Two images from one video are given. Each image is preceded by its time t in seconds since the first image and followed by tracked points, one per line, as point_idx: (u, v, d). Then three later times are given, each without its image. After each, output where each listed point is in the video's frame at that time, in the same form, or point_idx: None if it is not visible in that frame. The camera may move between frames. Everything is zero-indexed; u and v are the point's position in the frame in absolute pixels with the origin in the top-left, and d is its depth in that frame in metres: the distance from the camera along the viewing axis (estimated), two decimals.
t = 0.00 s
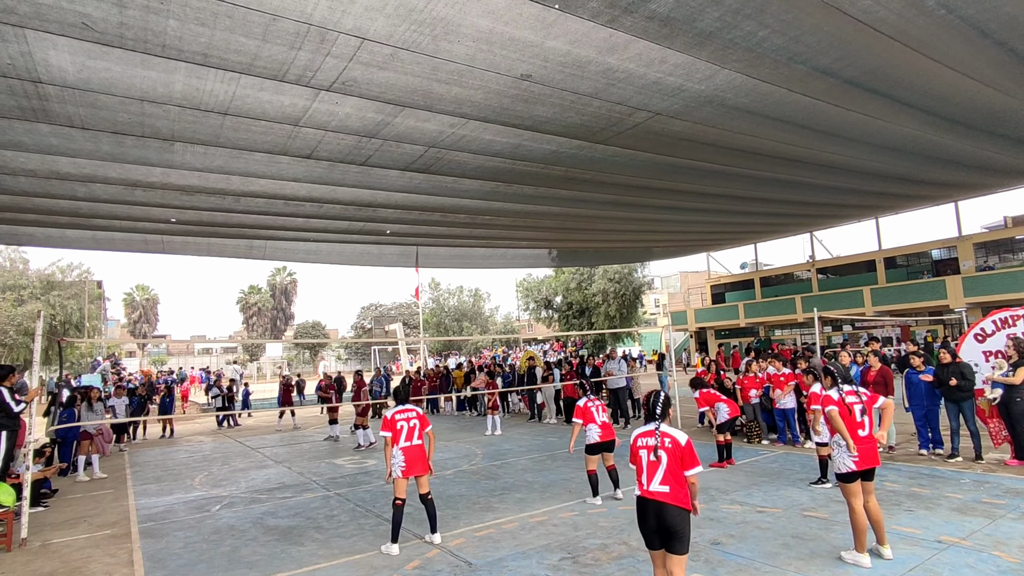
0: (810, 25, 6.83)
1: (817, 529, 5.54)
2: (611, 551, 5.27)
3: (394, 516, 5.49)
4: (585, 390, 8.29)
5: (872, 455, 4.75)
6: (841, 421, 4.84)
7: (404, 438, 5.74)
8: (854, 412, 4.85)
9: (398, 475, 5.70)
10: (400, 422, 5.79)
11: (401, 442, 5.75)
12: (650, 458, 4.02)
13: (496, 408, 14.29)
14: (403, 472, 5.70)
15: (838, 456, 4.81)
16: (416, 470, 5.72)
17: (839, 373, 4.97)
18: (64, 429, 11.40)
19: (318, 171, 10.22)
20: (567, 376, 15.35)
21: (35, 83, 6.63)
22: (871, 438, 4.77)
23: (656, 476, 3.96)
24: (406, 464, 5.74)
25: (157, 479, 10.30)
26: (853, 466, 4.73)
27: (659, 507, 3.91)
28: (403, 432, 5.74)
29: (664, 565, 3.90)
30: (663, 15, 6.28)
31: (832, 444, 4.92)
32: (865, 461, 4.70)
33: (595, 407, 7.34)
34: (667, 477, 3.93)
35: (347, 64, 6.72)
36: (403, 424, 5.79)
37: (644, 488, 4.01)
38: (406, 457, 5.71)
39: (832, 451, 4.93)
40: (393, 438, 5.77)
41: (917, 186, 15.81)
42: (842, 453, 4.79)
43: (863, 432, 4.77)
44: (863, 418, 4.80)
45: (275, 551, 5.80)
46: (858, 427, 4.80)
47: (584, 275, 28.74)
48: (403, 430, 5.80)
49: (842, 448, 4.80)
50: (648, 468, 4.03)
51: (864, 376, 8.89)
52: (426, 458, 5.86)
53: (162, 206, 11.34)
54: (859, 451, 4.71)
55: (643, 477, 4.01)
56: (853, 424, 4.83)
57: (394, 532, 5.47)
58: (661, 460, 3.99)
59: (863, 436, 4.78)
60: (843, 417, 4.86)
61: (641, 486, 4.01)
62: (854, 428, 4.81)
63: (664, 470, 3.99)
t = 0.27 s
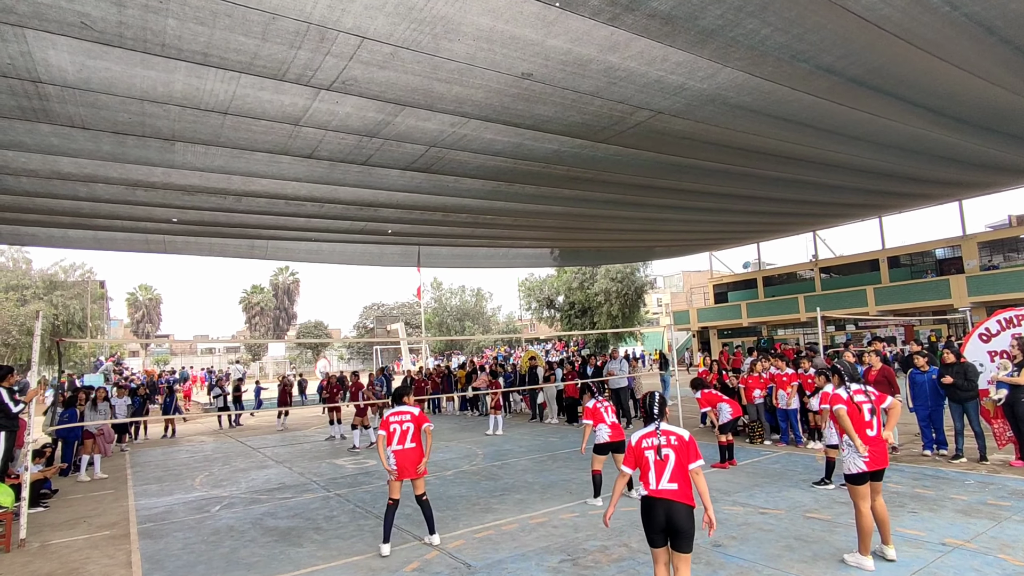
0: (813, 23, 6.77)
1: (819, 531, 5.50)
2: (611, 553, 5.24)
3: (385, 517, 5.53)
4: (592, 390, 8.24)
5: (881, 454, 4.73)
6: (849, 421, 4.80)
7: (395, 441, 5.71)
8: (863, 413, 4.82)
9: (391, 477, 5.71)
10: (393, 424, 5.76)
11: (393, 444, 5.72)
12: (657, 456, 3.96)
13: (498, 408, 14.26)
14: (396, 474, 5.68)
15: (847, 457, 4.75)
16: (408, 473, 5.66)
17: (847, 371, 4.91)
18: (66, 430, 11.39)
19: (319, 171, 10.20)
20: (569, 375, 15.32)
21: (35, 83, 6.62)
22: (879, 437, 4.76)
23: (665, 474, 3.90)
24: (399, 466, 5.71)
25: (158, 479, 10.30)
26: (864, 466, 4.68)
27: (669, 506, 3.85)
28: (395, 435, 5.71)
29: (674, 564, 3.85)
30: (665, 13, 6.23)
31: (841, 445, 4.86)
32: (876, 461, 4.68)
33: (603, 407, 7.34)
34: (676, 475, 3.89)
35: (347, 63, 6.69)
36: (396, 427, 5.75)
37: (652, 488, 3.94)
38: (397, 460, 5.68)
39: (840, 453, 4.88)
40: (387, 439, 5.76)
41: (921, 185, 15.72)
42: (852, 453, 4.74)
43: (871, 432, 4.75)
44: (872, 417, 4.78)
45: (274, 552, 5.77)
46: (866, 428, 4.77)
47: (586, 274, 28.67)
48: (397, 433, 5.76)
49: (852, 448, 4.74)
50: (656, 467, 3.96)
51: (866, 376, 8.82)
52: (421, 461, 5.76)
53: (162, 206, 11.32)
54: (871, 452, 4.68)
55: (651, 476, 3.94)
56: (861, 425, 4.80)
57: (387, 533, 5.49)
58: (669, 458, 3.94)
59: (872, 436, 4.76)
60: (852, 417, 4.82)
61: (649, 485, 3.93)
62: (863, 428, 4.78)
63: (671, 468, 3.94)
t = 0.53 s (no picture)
0: (812, 21, 6.74)
1: (818, 532, 5.47)
2: (608, 554, 5.21)
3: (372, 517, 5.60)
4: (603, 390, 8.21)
5: (896, 454, 4.64)
6: (860, 421, 4.73)
7: (377, 444, 5.65)
8: (874, 413, 4.75)
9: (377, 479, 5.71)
10: (375, 427, 5.71)
11: (375, 447, 5.68)
12: (662, 456, 3.93)
13: (497, 407, 14.22)
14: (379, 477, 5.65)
15: (860, 458, 4.67)
16: (388, 477, 5.60)
17: (858, 371, 4.87)
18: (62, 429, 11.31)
19: (317, 169, 10.17)
20: (568, 375, 15.29)
21: (31, 82, 6.59)
22: (892, 437, 4.68)
23: (670, 473, 3.89)
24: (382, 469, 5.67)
25: (155, 479, 10.27)
26: (878, 466, 4.59)
27: (675, 505, 3.85)
28: (376, 438, 5.67)
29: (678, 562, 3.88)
30: (663, 11, 6.19)
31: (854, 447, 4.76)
32: (889, 461, 4.58)
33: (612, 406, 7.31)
34: (681, 474, 3.89)
35: (344, 61, 6.66)
36: (378, 430, 5.69)
37: (655, 487, 3.93)
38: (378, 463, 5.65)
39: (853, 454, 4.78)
40: (370, 441, 5.73)
41: (921, 184, 15.69)
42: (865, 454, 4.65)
43: (884, 431, 4.67)
44: (883, 417, 4.71)
45: (270, 553, 5.75)
46: (878, 428, 4.69)
47: (586, 274, 28.63)
48: (379, 436, 5.70)
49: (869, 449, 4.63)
50: (660, 467, 3.92)
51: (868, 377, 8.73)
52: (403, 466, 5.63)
53: (160, 205, 11.29)
54: (882, 452, 4.58)
55: (656, 476, 3.91)
56: (873, 426, 4.72)
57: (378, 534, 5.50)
58: (673, 456, 3.93)
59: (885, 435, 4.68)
60: (864, 418, 4.75)
61: (654, 486, 3.90)
62: (874, 428, 4.70)
63: (674, 466, 3.93)
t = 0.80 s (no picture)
0: (811, 20, 6.72)
1: (815, 532, 5.46)
2: (605, 554, 5.20)
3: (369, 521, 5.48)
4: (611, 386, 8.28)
5: (911, 451, 4.58)
6: (878, 416, 4.66)
7: (374, 447, 5.58)
8: (892, 410, 4.69)
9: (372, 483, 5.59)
10: (372, 429, 5.64)
11: (371, 450, 5.59)
12: (681, 454, 3.90)
13: (495, 406, 14.20)
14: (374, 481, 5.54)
15: (875, 454, 4.62)
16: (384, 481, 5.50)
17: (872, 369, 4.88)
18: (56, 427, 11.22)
19: (314, 168, 10.13)
20: (566, 374, 15.28)
21: (26, 78, 6.55)
22: (907, 435, 4.62)
23: (689, 472, 3.86)
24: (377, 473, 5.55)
25: (152, 477, 10.25)
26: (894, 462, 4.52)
27: (694, 504, 3.80)
28: (373, 440, 5.59)
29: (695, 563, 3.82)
30: (661, 9, 6.17)
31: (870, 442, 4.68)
32: (906, 458, 4.52)
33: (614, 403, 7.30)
34: (699, 472, 3.88)
35: (341, 59, 6.63)
36: (375, 432, 5.63)
37: (674, 485, 3.87)
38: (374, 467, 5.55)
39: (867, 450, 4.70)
40: (366, 444, 5.64)
41: (919, 184, 15.69)
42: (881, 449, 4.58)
43: (901, 428, 4.61)
44: (901, 414, 4.66)
45: (265, 552, 5.73)
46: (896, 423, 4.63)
47: (584, 273, 28.63)
48: (376, 438, 5.64)
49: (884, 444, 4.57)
50: (679, 465, 3.88)
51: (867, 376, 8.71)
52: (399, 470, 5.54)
53: (157, 203, 11.26)
54: (900, 449, 4.52)
55: (675, 474, 3.86)
56: (890, 422, 4.65)
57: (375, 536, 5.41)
58: (690, 455, 3.91)
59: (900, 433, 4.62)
60: (882, 413, 4.67)
61: (672, 484, 3.85)
62: (891, 424, 4.63)
63: (692, 465, 3.90)
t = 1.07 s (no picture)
0: (809, 19, 6.72)
1: (813, 531, 5.47)
2: (603, 553, 5.20)
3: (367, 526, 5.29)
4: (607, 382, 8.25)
5: (914, 455, 4.58)
6: (883, 419, 4.67)
7: (379, 449, 5.38)
8: (897, 413, 4.71)
9: (372, 487, 5.38)
10: (377, 429, 5.44)
11: (375, 452, 5.38)
12: (701, 455, 3.86)
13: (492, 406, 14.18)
14: (376, 484, 5.33)
15: (881, 456, 4.61)
16: (389, 483, 5.34)
17: (878, 370, 4.91)
18: (50, 426, 11.15)
19: (312, 166, 10.10)
20: (564, 373, 15.29)
21: (23, 75, 6.52)
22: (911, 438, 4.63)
23: (710, 473, 3.82)
24: (379, 476, 5.35)
25: (149, 476, 10.22)
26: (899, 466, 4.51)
27: (717, 505, 3.75)
28: (379, 442, 5.40)
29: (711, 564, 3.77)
30: (660, 7, 6.16)
31: (875, 443, 4.68)
32: (910, 463, 4.53)
33: (611, 400, 7.35)
34: (718, 473, 3.86)
35: (339, 57, 6.61)
36: (379, 432, 5.43)
37: (695, 486, 3.80)
38: (378, 469, 5.35)
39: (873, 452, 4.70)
40: (369, 445, 5.42)
41: (916, 184, 15.72)
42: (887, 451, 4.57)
43: (904, 430, 4.63)
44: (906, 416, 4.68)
45: (262, 551, 5.72)
46: (900, 427, 4.64)
47: (582, 272, 28.64)
48: (380, 439, 5.45)
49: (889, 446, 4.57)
50: (699, 465, 3.83)
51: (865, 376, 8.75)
52: (402, 472, 5.42)
53: (153, 201, 11.21)
54: (905, 452, 4.53)
55: (697, 475, 3.80)
56: (895, 424, 4.67)
57: (371, 539, 5.28)
58: (709, 456, 3.88)
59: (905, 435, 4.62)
60: (888, 415, 4.69)
61: (695, 484, 3.78)
62: (896, 427, 4.65)
63: (711, 466, 3.87)
